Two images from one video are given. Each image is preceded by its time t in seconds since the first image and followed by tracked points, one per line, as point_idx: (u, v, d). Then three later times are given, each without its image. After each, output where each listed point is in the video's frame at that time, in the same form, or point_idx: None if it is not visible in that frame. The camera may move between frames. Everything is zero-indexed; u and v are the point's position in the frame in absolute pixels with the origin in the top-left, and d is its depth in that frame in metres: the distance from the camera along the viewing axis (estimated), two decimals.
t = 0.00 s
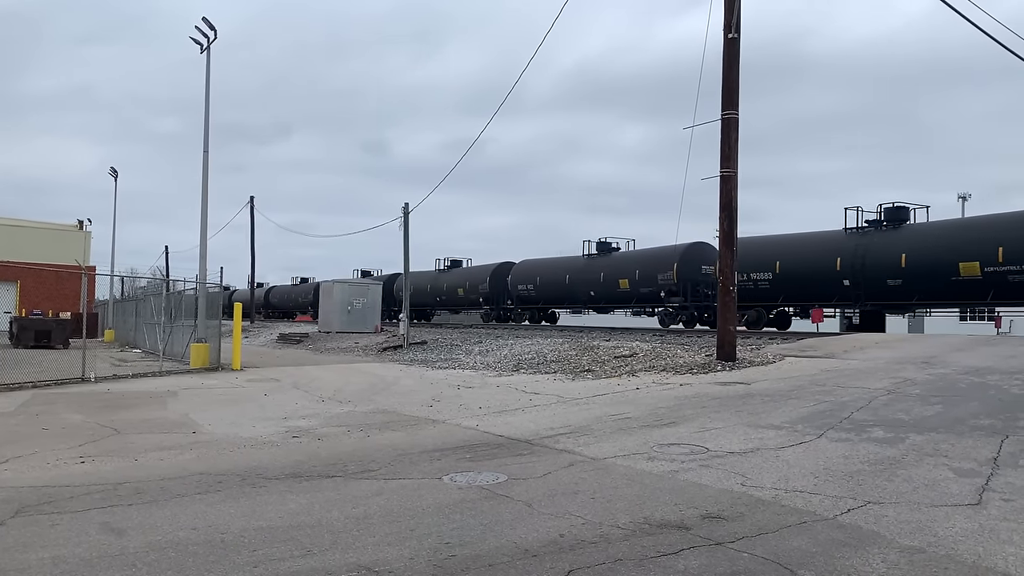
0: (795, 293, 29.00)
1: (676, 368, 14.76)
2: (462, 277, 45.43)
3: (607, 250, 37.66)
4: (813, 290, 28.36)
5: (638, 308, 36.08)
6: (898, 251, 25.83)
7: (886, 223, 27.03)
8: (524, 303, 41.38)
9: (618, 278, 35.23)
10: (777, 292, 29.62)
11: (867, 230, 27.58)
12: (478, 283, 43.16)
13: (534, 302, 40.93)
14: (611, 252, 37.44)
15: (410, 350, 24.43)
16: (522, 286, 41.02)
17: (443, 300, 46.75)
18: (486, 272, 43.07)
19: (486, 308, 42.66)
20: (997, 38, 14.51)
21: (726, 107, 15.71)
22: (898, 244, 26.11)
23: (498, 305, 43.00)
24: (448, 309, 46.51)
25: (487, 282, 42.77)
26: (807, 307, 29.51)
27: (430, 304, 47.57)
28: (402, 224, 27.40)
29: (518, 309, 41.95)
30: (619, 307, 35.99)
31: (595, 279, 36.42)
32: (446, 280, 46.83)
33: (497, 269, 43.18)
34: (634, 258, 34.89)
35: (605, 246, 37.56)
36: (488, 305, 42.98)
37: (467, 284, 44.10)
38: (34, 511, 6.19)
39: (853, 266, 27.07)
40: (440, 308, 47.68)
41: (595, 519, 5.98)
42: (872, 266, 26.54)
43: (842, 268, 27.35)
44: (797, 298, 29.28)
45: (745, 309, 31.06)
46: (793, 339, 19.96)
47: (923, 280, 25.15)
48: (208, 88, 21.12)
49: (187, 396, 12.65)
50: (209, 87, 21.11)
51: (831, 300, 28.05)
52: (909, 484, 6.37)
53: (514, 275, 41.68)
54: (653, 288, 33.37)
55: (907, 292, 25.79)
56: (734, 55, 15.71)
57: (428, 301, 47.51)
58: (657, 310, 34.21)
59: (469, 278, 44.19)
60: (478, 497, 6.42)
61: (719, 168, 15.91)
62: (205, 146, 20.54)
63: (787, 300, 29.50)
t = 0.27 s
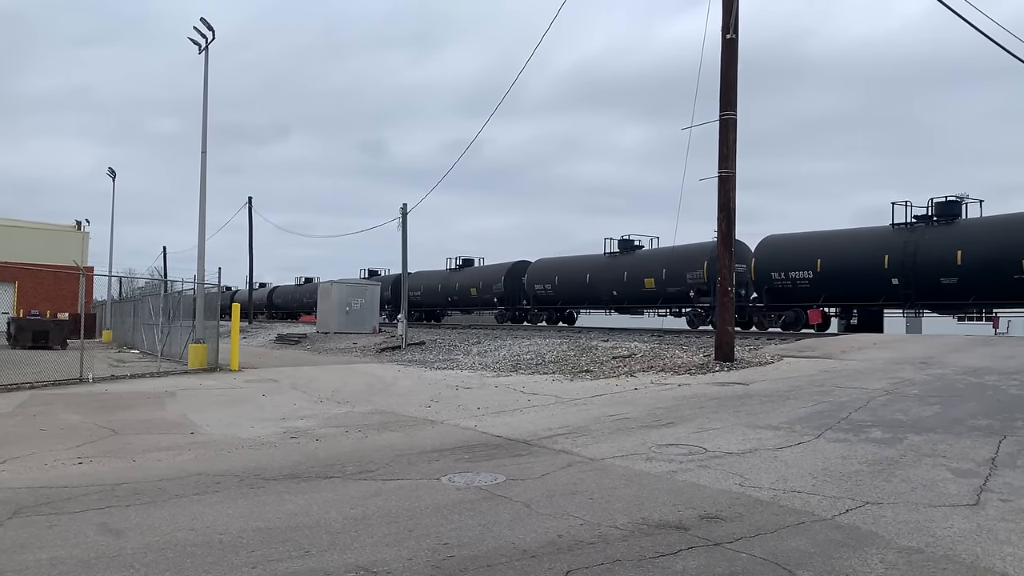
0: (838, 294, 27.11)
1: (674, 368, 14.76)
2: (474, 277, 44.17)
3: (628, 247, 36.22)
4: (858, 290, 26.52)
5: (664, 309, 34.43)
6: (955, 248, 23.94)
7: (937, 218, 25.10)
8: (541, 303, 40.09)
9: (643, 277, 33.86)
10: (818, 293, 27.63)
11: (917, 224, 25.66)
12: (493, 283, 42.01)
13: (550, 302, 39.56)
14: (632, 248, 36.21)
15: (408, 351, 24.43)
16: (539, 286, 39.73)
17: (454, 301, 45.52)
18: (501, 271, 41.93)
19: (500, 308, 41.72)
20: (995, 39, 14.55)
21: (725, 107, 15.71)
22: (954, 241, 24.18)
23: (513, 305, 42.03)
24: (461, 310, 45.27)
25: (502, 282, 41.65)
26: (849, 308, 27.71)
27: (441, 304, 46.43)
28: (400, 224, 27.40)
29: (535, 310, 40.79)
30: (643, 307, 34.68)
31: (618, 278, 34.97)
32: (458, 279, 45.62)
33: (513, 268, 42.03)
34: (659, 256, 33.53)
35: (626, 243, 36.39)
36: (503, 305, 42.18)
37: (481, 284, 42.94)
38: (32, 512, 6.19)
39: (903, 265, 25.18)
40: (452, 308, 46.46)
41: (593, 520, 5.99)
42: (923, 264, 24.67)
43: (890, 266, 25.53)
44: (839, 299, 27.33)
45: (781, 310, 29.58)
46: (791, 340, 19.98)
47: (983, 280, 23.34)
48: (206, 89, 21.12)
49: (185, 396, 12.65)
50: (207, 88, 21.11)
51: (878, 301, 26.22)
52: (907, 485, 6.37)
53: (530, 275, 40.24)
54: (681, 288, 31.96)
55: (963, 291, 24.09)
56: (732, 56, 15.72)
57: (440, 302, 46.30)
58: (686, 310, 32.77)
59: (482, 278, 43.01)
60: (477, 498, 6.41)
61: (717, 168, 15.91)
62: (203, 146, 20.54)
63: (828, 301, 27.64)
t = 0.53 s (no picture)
0: (881, 293, 26.41)
1: (671, 368, 14.77)
2: (484, 276, 42.59)
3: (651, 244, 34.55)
4: (908, 289, 25.75)
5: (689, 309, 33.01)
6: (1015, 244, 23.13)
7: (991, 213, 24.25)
8: (558, 303, 38.69)
9: (668, 276, 32.37)
10: (862, 292, 26.87)
11: (970, 219, 24.80)
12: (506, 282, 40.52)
13: (568, 302, 38.03)
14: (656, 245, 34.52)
15: (404, 351, 24.41)
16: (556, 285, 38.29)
17: (465, 301, 44.05)
18: (516, 270, 40.50)
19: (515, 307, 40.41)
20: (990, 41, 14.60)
21: (721, 108, 15.73)
22: (1013, 236, 23.35)
23: (529, 305, 40.68)
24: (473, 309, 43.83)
25: (517, 282, 40.18)
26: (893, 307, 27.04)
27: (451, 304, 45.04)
28: (396, 225, 27.39)
29: (552, 310, 39.46)
30: (669, 307, 33.33)
31: (641, 277, 33.48)
32: (469, 278, 44.17)
33: (527, 266, 40.57)
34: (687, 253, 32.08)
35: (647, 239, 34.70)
36: (518, 305, 40.72)
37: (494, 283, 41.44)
38: (27, 513, 6.17)
39: (957, 261, 24.36)
40: (463, 309, 45.03)
41: (590, 520, 5.99)
42: (979, 260, 23.86)
43: (942, 264, 24.71)
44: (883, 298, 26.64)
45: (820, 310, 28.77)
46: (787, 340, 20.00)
47: None
48: (201, 89, 21.08)
49: (180, 396, 12.64)
50: (202, 88, 21.08)
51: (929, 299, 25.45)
52: (903, 485, 6.38)
53: (548, 273, 38.73)
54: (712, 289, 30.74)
55: None
56: (729, 56, 15.73)
57: (450, 302, 44.89)
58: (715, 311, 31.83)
59: (495, 277, 41.49)
60: (473, 498, 6.41)
61: (713, 169, 15.93)
62: (199, 146, 20.51)
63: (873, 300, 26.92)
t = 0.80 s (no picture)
0: (924, 292, 25.31)
1: (660, 369, 14.79)
2: (490, 275, 40.52)
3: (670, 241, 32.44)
4: (954, 288, 24.62)
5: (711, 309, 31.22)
6: None
7: None
8: (569, 302, 36.42)
9: (691, 275, 30.26)
10: (902, 292, 25.79)
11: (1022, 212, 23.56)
12: (515, 281, 38.40)
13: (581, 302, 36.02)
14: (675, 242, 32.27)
15: (394, 351, 24.36)
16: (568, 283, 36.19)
17: (469, 301, 41.97)
18: (526, 269, 38.36)
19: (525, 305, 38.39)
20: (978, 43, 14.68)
21: (711, 108, 15.77)
22: None
23: (539, 305, 38.57)
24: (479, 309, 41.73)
25: (526, 280, 38.09)
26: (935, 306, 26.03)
27: (455, 304, 42.91)
28: (386, 225, 27.36)
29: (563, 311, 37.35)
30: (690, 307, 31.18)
31: (660, 275, 31.33)
32: (474, 276, 41.96)
33: (537, 264, 38.50)
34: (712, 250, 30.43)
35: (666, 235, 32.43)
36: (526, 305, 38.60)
37: (501, 282, 39.25)
38: (13, 514, 6.13)
39: (1009, 259, 23.21)
40: (468, 309, 42.89)
41: (579, 520, 6.00)
42: None
43: (993, 261, 23.58)
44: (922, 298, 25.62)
45: (857, 311, 27.50)
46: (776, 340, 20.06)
47: None
48: (190, 87, 21.00)
49: (168, 396, 12.58)
50: (191, 87, 21.00)
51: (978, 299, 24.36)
52: (890, 484, 6.40)
53: (560, 272, 36.56)
54: (738, 286, 30.03)
55: None
56: (718, 57, 15.78)
57: (455, 302, 42.77)
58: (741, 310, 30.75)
59: (504, 276, 39.32)
60: (462, 498, 6.39)
61: (703, 170, 15.97)
62: (188, 145, 20.43)
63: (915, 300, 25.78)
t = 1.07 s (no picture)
0: (957, 292, 24.20)
1: (636, 368, 14.85)
2: (486, 273, 39.64)
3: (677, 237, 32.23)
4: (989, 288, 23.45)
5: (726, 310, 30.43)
6: None
7: None
8: (570, 301, 35.76)
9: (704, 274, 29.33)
10: (932, 292, 24.75)
11: None
12: (513, 279, 37.58)
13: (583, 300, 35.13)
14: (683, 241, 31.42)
15: (370, 350, 24.29)
16: (569, 283, 35.43)
17: (464, 300, 41.21)
18: (523, 267, 37.53)
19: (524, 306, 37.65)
20: (950, 48, 14.89)
21: (687, 110, 15.85)
22: None
23: (536, 304, 37.76)
24: (473, 308, 40.92)
25: (523, 279, 37.19)
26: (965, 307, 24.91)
27: (448, 303, 42.10)
28: (363, 224, 27.26)
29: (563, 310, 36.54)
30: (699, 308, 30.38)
31: (671, 275, 30.39)
32: (468, 275, 41.12)
33: (535, 263, 37.74)
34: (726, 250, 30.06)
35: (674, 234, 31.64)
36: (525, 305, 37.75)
37: (497, 281, 38.45)
38: None
39: None
40: (460, 308, 42.09)
41: (554, 519, 6.00)
42: None
43: None
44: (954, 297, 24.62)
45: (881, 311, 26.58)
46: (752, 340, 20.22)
47: None
48: (164, 83, 20.84)
49: (142, 396, 12.44)
50: (166, 83, 20.82)
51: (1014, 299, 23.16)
52: (862, 483, 6.47)
53: (559, 271, 35.82)
54: (754, 285, 28.72)
55: None
56: (695, 59, 15.87)
57: (447, 301, 41.91)
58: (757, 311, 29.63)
59: (499, 274, 38.50)
60: (438, 498, 6.38)
61: (679, 171, 16.05)
62: (163, 143, 20.27)
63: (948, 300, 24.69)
